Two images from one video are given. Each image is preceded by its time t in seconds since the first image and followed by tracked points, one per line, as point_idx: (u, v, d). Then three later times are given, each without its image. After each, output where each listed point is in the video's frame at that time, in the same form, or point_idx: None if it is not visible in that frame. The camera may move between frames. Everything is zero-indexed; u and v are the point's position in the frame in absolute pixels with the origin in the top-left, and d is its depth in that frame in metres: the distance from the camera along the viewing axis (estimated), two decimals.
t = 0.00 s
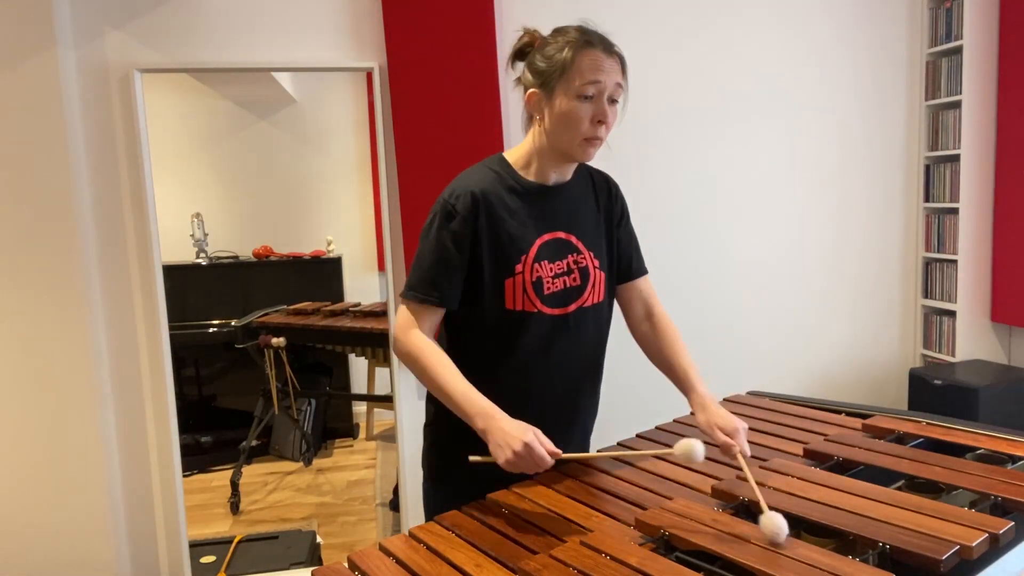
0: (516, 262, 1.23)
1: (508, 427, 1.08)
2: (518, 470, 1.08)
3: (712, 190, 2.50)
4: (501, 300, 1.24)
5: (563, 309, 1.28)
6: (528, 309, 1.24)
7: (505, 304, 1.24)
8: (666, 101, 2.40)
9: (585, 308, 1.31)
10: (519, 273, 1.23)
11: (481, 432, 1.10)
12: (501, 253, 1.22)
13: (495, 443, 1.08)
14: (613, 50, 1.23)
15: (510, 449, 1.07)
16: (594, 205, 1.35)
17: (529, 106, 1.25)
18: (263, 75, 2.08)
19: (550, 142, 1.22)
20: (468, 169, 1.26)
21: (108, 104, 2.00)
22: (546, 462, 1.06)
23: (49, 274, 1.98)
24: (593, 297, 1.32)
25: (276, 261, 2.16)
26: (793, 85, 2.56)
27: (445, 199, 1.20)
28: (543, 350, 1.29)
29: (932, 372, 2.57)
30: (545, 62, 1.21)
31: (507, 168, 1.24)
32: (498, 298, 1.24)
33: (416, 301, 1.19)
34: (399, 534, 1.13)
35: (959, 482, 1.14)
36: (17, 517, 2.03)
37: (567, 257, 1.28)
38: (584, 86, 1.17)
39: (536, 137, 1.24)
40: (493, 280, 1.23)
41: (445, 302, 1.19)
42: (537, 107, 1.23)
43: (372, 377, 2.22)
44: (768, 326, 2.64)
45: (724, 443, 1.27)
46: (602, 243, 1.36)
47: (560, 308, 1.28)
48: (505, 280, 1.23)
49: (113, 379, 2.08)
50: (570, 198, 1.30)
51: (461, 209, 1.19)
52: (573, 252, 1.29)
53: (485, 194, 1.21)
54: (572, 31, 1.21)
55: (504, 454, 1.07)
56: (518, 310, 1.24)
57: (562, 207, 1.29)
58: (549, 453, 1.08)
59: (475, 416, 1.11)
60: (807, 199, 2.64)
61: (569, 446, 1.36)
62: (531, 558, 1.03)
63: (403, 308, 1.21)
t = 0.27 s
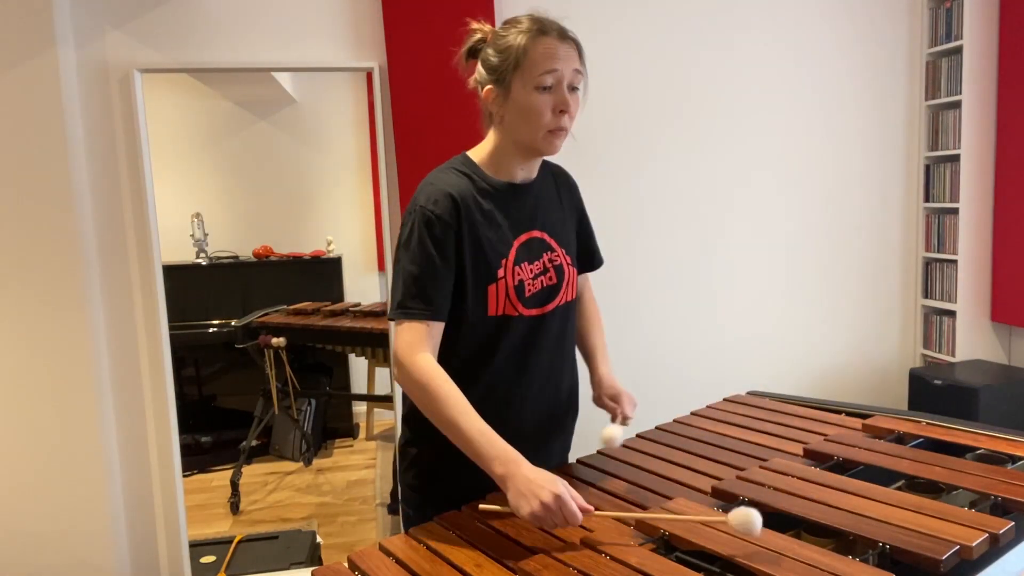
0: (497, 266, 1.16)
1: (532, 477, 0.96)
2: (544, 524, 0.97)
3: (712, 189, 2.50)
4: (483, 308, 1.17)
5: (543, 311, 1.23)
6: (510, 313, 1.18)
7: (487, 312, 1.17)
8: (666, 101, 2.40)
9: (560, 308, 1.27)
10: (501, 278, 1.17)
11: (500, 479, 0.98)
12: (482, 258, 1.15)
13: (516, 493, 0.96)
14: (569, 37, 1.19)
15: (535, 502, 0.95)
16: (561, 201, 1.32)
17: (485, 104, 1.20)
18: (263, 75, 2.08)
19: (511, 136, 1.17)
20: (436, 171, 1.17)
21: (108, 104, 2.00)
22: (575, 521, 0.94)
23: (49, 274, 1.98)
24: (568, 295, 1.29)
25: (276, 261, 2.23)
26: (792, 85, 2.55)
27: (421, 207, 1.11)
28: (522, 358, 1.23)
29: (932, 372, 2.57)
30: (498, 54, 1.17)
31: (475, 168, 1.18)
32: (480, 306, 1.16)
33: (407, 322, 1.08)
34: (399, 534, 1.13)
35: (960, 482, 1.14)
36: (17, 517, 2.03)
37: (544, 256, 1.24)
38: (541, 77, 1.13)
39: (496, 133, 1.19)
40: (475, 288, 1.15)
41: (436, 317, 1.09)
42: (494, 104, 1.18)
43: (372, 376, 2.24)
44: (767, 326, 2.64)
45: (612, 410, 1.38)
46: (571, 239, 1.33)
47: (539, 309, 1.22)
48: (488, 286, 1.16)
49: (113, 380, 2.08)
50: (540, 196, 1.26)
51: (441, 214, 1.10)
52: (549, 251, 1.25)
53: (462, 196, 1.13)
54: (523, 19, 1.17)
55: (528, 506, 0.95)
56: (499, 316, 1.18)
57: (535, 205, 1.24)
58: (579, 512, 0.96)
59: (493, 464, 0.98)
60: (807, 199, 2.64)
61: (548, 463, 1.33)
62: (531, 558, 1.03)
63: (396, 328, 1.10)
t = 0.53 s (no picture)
0: (477, 266, 1.15)
1: (523, 476, 0.96)
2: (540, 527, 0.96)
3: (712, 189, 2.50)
4: (465, 310, 1.14)
5: (523, 310, 1.22)
6: (492, 312, 1.17)
7: (469, 313, 1.15)
8: (666, 101, 2.40)
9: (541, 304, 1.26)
10: (480, 278, 1.15)
11: (492, 482, 0.98)
12: (461, 259, 1.13)
13: (510, 494, 0.95)
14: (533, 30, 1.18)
15: (530, 503, 0.94)
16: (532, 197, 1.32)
17: (451, 103, 1.19)
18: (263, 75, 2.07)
19: (479, 134, 1.16)
20: (407, 172, 1.14)
21: (108, 104, 2.00)
22: (570, 521, 0.94)
23: (49, 274, 1.97)
24: (546, 293, 1.28)
25: (276, 260, 2.31)
26: (792, 85, 2.55)
27: (396, 208, 1.07)
28: (506, 358, 1.20)
29: (932, 373, 2.57)
30: (462, 52, 1.16)
31: (447, 166, 1.16)
32: (461, 308, 1.14)
33: (385, 326, 1.06)
34: (398, 535, 1.13)
35: (960, 482, 1.14)
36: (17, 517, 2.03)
37: (521, 254, 1.23)
38: (505, 73, 1.12)
39: (463, 131, 1.18)
40: (456, 290, 1.13)
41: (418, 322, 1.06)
42: (460, 102, 1.17)
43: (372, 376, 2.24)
44: (767, 326, 2.64)
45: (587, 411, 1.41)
46: (543, 235, 1.32)
47: (520, 308, 1.21)
48: (469, 287, 1.14)
49: (113, 380, 2.08)
50: (514, 193, 1.25)
51: (420, 216, 1.07)
52: (526, 248, 1.24)
53: (439, 196, 1.11)
54: (486, 15, 1.16)
55: (523, 509, 0.94)
56: (481, 316, 1.16)
57: (509, 203, 1.23)
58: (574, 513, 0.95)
59: (483, 465, 0.98)
60: (807, 199, 2.64)
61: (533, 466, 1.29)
62: (531, 558, 1.03)
63: (374, 333, 1.07)
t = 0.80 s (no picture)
0: (460, 266, 1.14)
1: (524, 475, 0.96)
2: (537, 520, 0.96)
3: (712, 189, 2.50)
4: (450, 311, 1.13)
5: (509, 310, 1.21)
6: (477, 313, 1.16)
7: (453, 314, 1.14)
8: (666, 101, 2.40)
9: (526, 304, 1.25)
10: (465, 278, 1.14)
11: (490, 477, 0.98)
12: (444, 259, 1.12)
13: (508, 489, 0.96)
14: (516, 27, 1.18)
15: (527, 497, 0.94)
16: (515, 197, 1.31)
17: (434, 100, 1.19)
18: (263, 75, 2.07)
19: (461, 131, 1.15)
20: (388, 173, 1.13)
21: (108, 103, 2.00)
22: (568, 512, 0.94)
23: (48, 274, 1.97)
24: (532, 292, 1.27)
25: (276, 261, 2.30)
26: (792, 85, 2.56)
27: (377, 211, 1.06)
28: (493, 358, 1.20)
29: (932, 372, 2.57)
30: (445, 48, 1.15)
31: (428, 166, 1.15)
32: (445, 309, 1.13)
33: (370, 331, 1.05)
34: (399, 535, 1.12)
35: (960, 482, 1.14)
36: (17, 517, 2.03)
37: (505, 253, 1.23)
38: (489, 68, 1.12)
39: (445, 128, 1.17)
40: (439, 291, 1.12)
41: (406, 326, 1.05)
42: (443, 100, 1.17)
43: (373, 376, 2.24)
44: (766, 325, 2.64)
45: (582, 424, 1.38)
46: (527, 234, 1.32)
47: (506, 308, 1.20)
48: (453, 288, 1.13)
49: (113, 380, 2.08)
50: (497, 193, 1.24)
51: (402, 217, 1.06)
52: (510, 247, 1.24)
53: (421, 197, 1.10)
54: (470, 12, 1.16)
55: (520, 502, 0.95)
56: (466, 317, 1.15)
57: (492, 202, 1.23)
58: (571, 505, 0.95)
59: (482, 463, 0.98)
60: (807, 199, 2.64)
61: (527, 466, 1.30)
62: (531, 557, 1.03)
63: (361, 339, 1.06)
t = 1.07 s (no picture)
0: (449, 266, 1.14)
1: (516, 491, 0.96)
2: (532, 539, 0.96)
3: (711, 189, 2.50)
4: (438, 311, 1.13)
5: (497, 310, 1.21)
6: (466, 313, 1.16)
7: (442, 314, 1.14)
8: (666, 101, 2.40)
9: (514, 304, 1.25)
10: (453, 279, 1.14)
11: (484, 494, 0.98)
12: (432, 259, 1.11)
13: (502, 506, 0.96)
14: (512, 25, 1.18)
15: (521, 515, 0.94)
16: (503, 198, 1.31)
17: (425, 93, 1.18)
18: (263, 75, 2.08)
19: (452, 125, 1.15)
20: (375, 173, 1.13)
21: (108, 104, 2.00)
22: (561, 533, 0.95)
23: (48, 274, 1.97)
24: (520, 292, 1.27)
25: (276, 261, 2.18)
26: (791, 85, 2.55)
27: (364, 211, 1.06)
28: (484, 360, 1.20)
29: (932, 372, 2.57)
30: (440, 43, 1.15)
31: (415, 166, 1.15)
32: (434, 310, 1.13)
33: (364, 332, 1.04)
34: (399, 535, 1.12)
35: (960, 483, 1.14)
36: (17, 517, 2.03)
37: (493, 253, 1.22)
38: (484, 63, 1.12)
39: (436, 123, 1.17)
40: (428, 292, 1.11)
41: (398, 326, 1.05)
42: (434, 93, 1.16)
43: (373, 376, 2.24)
44: (766, 324, 2.64)
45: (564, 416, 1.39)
46: (515, 235, 1.32)
47: (494, 309, 1.20)
48: (442, 288, 1.13)
49: (113, 379, 2.08)
50: (484, 193, 1.24)
51: (390, 218, 1.06)
52: (498, 247, 1.24)
53: (408, 197, 1.10)
54: (467, 7, 1.17)
55: (515, 520, 0.95)
56: (455, 317, 1.15)
57: (479, 202, 1.22)
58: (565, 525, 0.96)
59: (476, 476, 0.98)
60: (807, 199, 2.64)
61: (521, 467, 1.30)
62: (531, 557, 1.03)
63: (356, 341, 1.07)
